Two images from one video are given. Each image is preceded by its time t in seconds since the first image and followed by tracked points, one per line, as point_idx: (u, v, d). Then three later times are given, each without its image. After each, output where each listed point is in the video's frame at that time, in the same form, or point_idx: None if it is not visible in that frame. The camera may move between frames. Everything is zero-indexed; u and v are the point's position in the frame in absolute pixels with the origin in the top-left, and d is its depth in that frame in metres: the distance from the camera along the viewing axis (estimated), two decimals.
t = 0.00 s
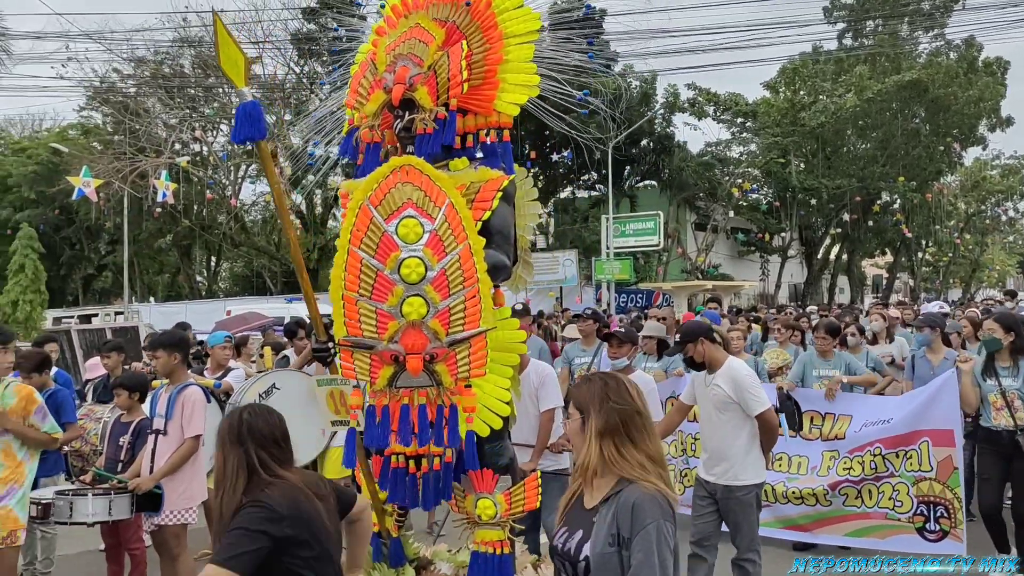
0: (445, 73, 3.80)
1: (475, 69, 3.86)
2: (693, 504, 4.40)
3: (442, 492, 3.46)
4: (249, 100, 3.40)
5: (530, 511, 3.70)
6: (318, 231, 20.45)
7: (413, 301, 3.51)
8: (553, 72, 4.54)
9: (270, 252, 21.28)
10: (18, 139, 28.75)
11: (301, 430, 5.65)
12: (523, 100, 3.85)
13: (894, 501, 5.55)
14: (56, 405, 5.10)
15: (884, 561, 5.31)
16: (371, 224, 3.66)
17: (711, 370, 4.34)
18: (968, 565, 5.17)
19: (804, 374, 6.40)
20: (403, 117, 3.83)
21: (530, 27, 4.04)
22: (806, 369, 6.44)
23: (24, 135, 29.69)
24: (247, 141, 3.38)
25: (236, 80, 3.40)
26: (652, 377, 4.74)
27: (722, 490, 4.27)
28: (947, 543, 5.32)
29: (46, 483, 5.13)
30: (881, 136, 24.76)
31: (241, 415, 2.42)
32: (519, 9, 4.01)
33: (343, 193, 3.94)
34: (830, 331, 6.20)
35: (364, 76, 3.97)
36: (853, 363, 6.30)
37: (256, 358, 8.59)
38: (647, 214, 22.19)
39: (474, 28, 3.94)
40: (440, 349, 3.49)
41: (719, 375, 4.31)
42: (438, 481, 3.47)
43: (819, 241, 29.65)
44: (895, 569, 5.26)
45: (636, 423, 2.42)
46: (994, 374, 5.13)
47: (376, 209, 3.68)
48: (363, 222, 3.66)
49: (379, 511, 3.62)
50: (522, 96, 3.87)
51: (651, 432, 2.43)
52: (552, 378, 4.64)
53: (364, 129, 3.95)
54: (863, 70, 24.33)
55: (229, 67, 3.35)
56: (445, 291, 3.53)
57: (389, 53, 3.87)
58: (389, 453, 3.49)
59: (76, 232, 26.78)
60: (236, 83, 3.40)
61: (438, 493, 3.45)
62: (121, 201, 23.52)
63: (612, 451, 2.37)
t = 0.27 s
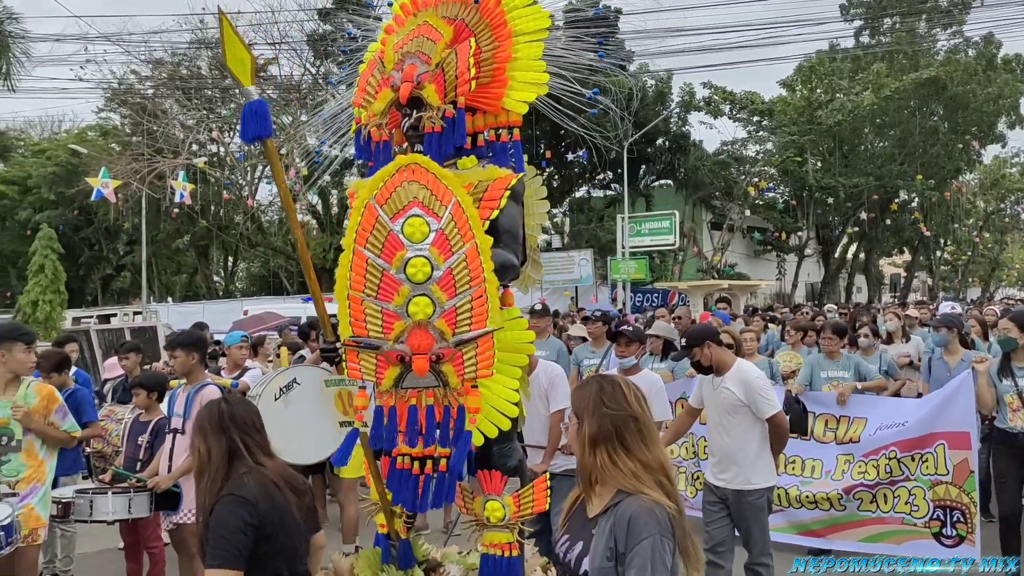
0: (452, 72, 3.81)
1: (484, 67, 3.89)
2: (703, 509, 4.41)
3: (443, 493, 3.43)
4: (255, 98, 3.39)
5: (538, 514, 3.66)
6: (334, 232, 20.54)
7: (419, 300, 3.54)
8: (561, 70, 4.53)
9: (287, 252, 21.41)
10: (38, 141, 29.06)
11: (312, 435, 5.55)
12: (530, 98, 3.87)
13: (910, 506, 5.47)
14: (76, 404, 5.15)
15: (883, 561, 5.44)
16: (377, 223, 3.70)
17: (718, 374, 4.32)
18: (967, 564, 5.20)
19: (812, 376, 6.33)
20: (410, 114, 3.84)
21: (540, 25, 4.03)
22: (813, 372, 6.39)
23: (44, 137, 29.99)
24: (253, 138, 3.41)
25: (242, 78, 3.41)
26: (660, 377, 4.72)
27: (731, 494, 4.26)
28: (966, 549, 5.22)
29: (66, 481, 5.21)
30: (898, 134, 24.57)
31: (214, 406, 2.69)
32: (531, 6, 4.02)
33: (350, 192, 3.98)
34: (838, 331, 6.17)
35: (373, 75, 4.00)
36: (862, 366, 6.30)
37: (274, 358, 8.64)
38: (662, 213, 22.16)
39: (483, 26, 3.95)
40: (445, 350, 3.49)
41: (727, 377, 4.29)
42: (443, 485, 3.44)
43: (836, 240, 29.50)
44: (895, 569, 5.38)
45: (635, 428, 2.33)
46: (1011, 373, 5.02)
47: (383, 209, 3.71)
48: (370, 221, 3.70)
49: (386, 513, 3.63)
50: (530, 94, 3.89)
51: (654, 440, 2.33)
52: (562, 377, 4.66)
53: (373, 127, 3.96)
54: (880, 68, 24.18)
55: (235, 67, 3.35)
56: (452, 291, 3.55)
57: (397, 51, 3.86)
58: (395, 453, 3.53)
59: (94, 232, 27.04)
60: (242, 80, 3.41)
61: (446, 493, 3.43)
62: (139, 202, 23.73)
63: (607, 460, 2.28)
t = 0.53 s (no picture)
0: (459, 69, 3.77)
1: (491, 64, 3.87)
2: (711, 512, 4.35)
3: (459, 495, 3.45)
4: (260, 96, 3.40)
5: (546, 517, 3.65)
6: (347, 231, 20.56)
7: (422, 300, 3.49)
8: (570, 67, 4.50)
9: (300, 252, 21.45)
10: (54, 142, 29.25)
11: (323, 435, 5.49)
12: (537, 96, 3.87)
13: (921, 510, 5.31)
14: (92, 403, 5.14)
15: (881, 560, 5.37)
16: (380, 222, 3.67)
17: (719, 377, 4.26)
18: (966, 565, 5.08)
19: (817, 376, 6.14)
20: (415, 113, 3.81)
21: (548, 23, 4.05)
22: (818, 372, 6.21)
23: (60, 139, 30.18)
24: (257, 137, 3.39)
25: (245, 76, 3.38)
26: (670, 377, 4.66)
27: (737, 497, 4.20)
28: (982, 557, 5.03)
29: (82, 480, 5.21)
30: (914, 132, 24.37)
31: (177, 409, 2.69)
32: (540, 5, 4.03)
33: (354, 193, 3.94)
34: (841, 330, 6.00)
35: (378, 73, 3.97)
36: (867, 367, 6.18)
37: (286, 358, 8.62)
38: (676, 212, 22.07)
39: (490, 23, 3.94)
40: (450, 350, 3.45)
41: (728, 381, 4.22)
42: (457, 484, 3.44)
43: (851, 239, 29.30)
44: (894, 569, 5.30)
45: (626, 444, 2.18)
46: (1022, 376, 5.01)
47: (385, 207, 3.68)
48: (372, 221, 3.67)
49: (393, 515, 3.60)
50: (537, 91, 3.87)
51: (647, 455, 2.19)
52: (571, 376, 4.64)
53: (380, 126, 3.91)
54: (896, 65, 24.00)
55: (237, 65, 3.31)
56: (456, 291, 3.52)
57: (404, 49, 3.83)
58: (405, 455, 3.50)
59: (109, 233, 27.18)
60: (245, 78, 3.37)
61: (460, 493, 3.43)
62: (153, 202, 23.82)
63: (595, 475, 2.15)
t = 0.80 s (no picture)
0: (465, 68, 3.81)
1: (499, 63, 3.89)
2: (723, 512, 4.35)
3: (473, 497, 3.50)
4: (265, 96, 3.43)
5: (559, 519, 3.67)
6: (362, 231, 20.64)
7: (428, 301, 3.52)
8: (579, 65, 4.48)
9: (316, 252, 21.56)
10: (73, 143, 29.51)
11: (336, 442, 5.88)
12: (545, 94, 3.88)
13: (936, 513, 5.27)
14: (112, 402, 5.20)
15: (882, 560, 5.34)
16: (386, 223, 3.70)
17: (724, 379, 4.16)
18: (966, 565, 5.10)
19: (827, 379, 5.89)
20: (423, 112, 3.85)
21: (556, 19, 4.03)
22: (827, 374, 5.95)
23: (79, 139, 30.43)
24: (262, 137, 3.43)
25: (252, 77, 3.43)
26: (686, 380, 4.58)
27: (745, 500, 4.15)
28: (987, 558, 5.06)
29: (102, 480, 5.25)
30: (932, 131, 24.21)
31: (177, 398, 2.75)
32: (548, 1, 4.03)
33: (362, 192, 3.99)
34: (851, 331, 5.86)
35: (387, 72, 4.01)
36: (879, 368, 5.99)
37: (303, 358, 8.67)
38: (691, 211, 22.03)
39: (498, 21, 3.96)
40: (456, 352, 3.47)
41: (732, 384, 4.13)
42: (468, 486, 3.50)
43: (868, 238, 29.13)
44: (894, 569, 5.28)
45: (596, 442, 2.23)
46: None
47: (391, 208, 3.71)
48: (378, 222, 3.70)
49: (404, 515, 3.66)
50: (545, 90, 3.89)
51: (618, 454, 2.24)
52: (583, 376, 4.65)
53: (388, 126, 3.98)
54: (913, 63, 23.85)
55: (243, 65, 3.37)
56: (462, 292, 3.54)
57: (412, 47, 3.87)
58: (412, 458, 3.53)
59: (127, 234, 27.41)
60: (252, 79, 3.42)
61: (471, 495, 3.50)
62: (171, 203, 24.00)
63: (563, 469, 2.20)
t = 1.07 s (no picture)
0: (478, 69, 3.82)
1: (511, 62, 3.90)
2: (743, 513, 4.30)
3: (483, 498, 3.48)
4: (279, 98, 3.45)
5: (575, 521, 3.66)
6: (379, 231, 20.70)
7: (441, 303, 3.54)
8: (591, 64, 4.44)
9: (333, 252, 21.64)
10: (93, 145, 29.78)
11: (352, 447, 6.03)
12: (559, 94, 3.88)
13: (959, 516, 5.11)
14: (132, 402, 5.24)
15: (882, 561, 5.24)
16: (398, 224, 3.72)
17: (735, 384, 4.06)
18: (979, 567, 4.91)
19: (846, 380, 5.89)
20: (437, 112, 3.87)
21: (568, 18, 4.03)
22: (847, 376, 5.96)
23: (98, 141, 30.70)
24: (275, 139, 3.44)
25: (265, 79, 3.44)
26: (710, 384, 4.56)
27: (761, 504, 4.09)
28: (1010, 562, 4.87)
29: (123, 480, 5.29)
30: (951, 128, 24.02)
31: (183, 389, 2.79)
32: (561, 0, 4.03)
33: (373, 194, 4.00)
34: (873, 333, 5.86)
35: (400, 73, 4.03)
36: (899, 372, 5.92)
37: (320, 359, 8.70)
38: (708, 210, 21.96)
39: (511, 20, 3.96)
40: (469, 353, 3.49)
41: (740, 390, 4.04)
42: (475, 490, 3.49)
43: (887, 237, 28.95)
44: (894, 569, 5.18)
45: (574, 446, 2.22)
46: None
47: (403, 210, 3.73)
48: (390, 224, 3.71)
49: (418, 518, 3.65)
50: (558, 89, 3.89)
51: (595, 458, 2.23)
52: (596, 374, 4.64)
53: (400, 127, 4.00)
54: (931, 60, 23.70)
55: (256, 67, 3.38)
56: (474, 293, 3.55)
57: (424, 48, 3.89)
58: (424, 459, 3.54)
59: (146, 234, 27.62)
60: (265, 82, 3.44)
61: (476, 501, 3.48)
62: (189, 203, 24.17)
63: (543, 474, 2.19)
